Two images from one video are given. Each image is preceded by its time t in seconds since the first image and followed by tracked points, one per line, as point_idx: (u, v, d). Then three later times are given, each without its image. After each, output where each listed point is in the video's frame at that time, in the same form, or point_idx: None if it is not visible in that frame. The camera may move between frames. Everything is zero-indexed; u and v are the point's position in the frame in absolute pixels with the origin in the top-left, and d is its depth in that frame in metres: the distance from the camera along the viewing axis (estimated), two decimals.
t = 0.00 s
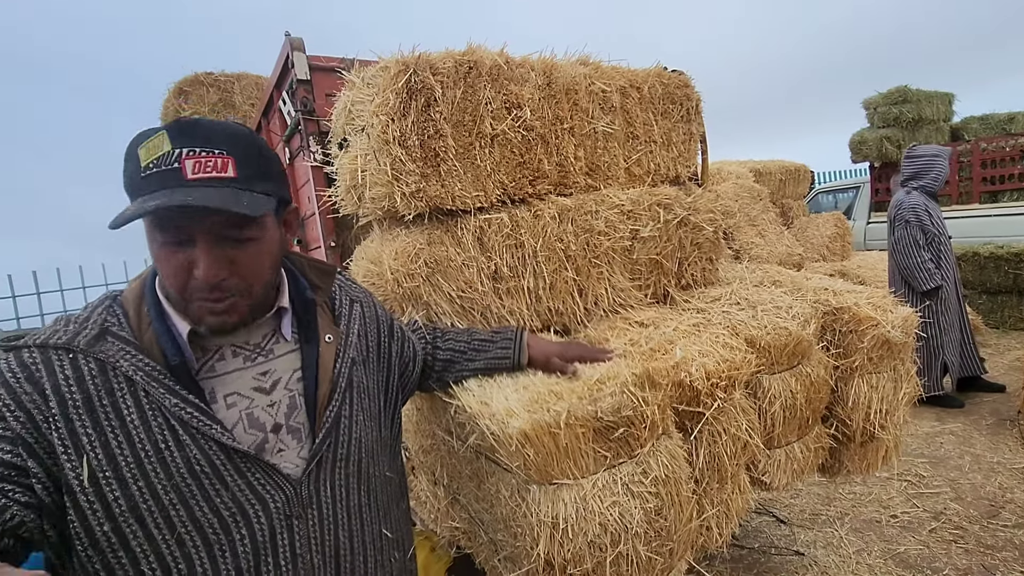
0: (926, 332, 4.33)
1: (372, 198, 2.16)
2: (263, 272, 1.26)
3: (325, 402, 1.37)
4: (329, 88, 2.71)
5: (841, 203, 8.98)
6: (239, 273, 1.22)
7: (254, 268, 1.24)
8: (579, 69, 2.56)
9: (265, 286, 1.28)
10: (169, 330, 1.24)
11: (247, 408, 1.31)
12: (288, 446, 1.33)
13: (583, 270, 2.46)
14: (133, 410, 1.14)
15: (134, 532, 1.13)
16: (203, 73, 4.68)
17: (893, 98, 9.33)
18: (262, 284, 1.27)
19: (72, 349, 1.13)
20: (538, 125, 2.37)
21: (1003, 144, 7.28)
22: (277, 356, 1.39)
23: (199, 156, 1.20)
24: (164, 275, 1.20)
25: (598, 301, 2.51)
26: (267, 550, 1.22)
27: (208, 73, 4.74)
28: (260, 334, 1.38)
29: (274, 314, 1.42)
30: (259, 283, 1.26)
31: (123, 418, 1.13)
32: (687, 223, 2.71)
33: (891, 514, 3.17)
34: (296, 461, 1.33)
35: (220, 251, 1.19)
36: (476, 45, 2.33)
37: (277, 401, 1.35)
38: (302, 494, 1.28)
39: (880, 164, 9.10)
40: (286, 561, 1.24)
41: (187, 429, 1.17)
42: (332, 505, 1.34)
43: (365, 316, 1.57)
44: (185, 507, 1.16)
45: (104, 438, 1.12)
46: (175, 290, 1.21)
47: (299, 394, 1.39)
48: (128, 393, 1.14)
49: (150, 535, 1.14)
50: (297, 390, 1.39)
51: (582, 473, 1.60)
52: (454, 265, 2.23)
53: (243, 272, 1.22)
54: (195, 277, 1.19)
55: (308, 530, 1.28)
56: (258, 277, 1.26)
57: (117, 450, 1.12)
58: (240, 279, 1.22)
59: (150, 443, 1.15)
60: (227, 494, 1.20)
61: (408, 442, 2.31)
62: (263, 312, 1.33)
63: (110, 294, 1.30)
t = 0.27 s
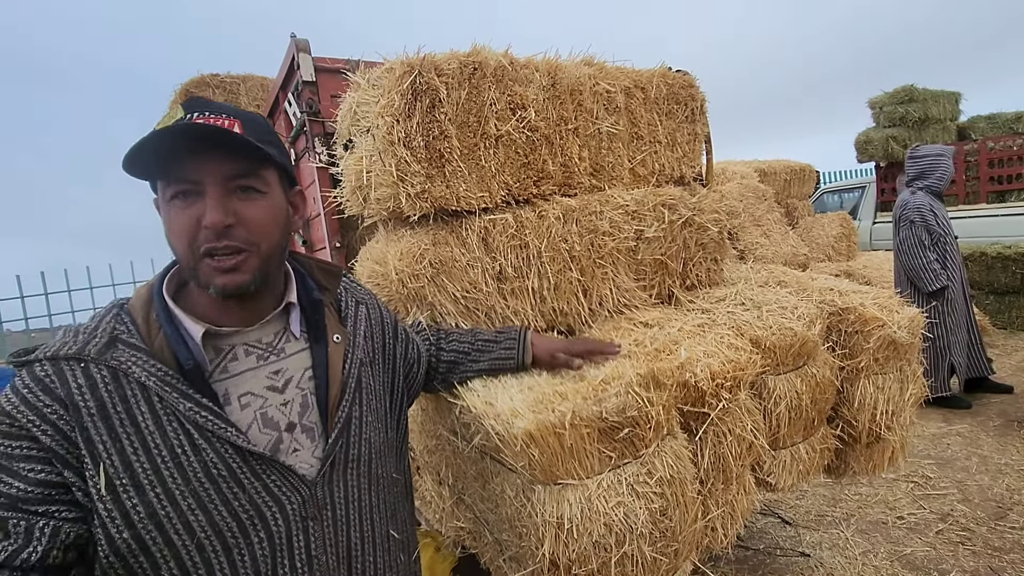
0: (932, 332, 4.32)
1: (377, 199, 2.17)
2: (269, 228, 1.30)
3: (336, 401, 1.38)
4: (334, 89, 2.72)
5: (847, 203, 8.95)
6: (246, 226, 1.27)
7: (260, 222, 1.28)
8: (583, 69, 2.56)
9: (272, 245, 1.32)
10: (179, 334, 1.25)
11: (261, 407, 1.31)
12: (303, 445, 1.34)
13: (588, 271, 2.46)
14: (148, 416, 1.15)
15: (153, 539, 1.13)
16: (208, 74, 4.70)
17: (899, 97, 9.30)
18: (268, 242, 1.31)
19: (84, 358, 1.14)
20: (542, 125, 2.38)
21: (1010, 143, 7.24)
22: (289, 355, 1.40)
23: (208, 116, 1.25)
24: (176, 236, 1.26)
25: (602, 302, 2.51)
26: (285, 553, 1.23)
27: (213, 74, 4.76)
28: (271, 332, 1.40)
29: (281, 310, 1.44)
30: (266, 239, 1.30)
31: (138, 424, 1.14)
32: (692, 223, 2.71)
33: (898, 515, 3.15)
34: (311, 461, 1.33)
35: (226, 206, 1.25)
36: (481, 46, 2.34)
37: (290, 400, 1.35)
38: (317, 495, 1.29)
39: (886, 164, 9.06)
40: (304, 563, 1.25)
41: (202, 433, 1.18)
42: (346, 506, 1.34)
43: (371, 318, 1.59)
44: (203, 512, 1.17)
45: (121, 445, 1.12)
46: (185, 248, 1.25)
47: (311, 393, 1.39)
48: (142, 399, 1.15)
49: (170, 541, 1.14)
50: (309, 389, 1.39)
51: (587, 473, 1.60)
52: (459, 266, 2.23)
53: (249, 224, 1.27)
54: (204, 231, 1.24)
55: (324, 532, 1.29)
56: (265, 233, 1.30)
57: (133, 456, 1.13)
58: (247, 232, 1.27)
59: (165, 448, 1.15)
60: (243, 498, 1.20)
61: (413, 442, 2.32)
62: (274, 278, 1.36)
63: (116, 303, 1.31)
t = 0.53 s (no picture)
0: (936, 333, 4.31)
1: (379, 200, 2.17)
2: (256, 208, 1.31)
3: (336, 391, 1.39)
4: (337, 90, 2.72)
5: (849, 204, 8.93)
6: (232, 205, 1.29)
7: (244, 205, 1.30)
8: (585, 70, 2.56)
9: (258, 227, 1.33)
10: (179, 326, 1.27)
11: (260, 395, 1.32)
12: (304, 435, 1.34)
13: (590, 271, 2.46)
14: (147, 407, 1.15)
15: (155, 530, 1.14)
16: (211, 75, 4.71)
17: (902, 98, 9.28)
18: (255, 221, 1.32)
19: (83, 352, 1.15)
20: (544, 126, 2.38)
21: (1014, 143, 7.22)
22: (287, 346, 1.40)
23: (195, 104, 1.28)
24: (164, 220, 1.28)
25: (604, 302, 2.51)
26: (289, 543, 1.22)
27: (216, 75, 4.77)
28: (267, 323, 1.41)
29: (275, 298, 1.45)
30: (251, 221, 1.31)
31: (137, 416, 1.14)
32: (694, 224, 2.71)
33: (901, 517, 3.15)
34: (313, 451, 1.33)
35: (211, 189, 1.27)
36: (483, 47, 2.34)
37: (289, 389, 1.35)
38: (320, 485, 1.28)
39: (889, 164, 9.04)
40: (309, 554, 1.24)
41: (202, 422, 1.18)
42: (349, 496, 1.34)
43: (368, 314, 1.59)
44: (205, 502, 1.17)
45: (122, 436, 1.13)
46: (173, 229, 1.27)
47: (311, 382, 1.39)
48: (141, 391, 1.16)
49: (173, 532, 1.15)
50: (308, 379, 1.39)
51: (589, 474, 1.60)
52: (461, 266, 2.24)
53: (234, 204, 1.28)
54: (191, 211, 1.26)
55: (327, 522, 1.29)
56: (252, 213, 1.31)
57: (133, 448, 1.13)
58: (231, 213, 1.28)
59: (165, 439, 1.15)
60: (245, 489, 1.20)
61: (415, 443, 2.32)
62: (262, 261, 1.37)
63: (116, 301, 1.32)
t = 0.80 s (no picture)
0: (935, 335, 4.31)
1: (379, 201, 2.17)
2: (249, 211, 1.31)
3: (334, 387, 1.39)
4: (337, 91, 2.72)
5: (849, 205, 8.93)
6: (226, 209, 1.28)
7: (238, 207, 1.30)
8: (585, 71, 2.56)
9: (252, 230, 1.33)
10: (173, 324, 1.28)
11: (255, 392, 1.32)
12: (301, 431, 1.33)
13: (590, 273, 2.47)
14: (140, 404, 1.15)
15: (151, 525, 1.14)
16: (211, 76, 4.70)
17: (902, 99, 9.29)
18: (248, 225, 1.32)
19: (77, 351, 1.15)
20: (544, 127, 2.37)
21: (1014, 145, 7.23)
22: (282, 343, 1.40)
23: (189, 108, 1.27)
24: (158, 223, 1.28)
25: (604, 304, 2.51)
26: (287, 537, 1.22)
27: (216, 75, 4.77)
28: (263, 321, 1.41)
29: (271, 297, 1.44)
30: (245, 224, 1.31)
31: (130, 413, 1.14)
32: (694, 225, 2.71)
33: (901, 519, 3.14)
34: (310, 447, 1.33)
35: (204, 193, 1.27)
36: (483, 48, 2.34)
37: (285, 386, 1.35)
38: (317, 480, 1.28)
39: (889, 165, 9.05)
40: (308, 549, 1.24)
41: (195, 417, 1.18)
42: (348, 492, 1.34)
43: (365, 313, 1.59)
44: (200, 497, 1.17)
45: (115, 433, 1.13)
46: (166, 233, 1.27)
47: (308, 379, 1.39)
48: (134, 387, 1.16)
49: (168, 527, 1.14)
50: (305, 376, 1.39)
51: (589, 476, 1.60)
52: (461, 268, 2.23)
53: (227, 208, 1.28)
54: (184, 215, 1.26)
55: (326, 516, 1.29)
56: (245, 217, 1.31)
57: (126, 444, 1.13)
58: (225, 216, 1.28)
59: (158, 435, 1.15)
60: (240, 484, 1.20)
61: (414, 444, 2.32)
62: (256, 264, 1.36)
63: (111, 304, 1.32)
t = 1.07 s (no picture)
0: (931, 336, 4.32)
1: (376, 201, 2.17)
2: (249, 221, 1.31)
3: (331, 392, 1.38)
4: (334, 90, 2.72)
5: (845, 207, 8.95)
6: (225, 219, 1.28)
7: (238, 217, 1.29)
8: (583, 71, 2.56)
9: (252, 239, 1.33)
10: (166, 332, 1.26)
11: (253, 399, 1.32)
12: (299, 437, 1.34)
13: (587, 273, 2.47)
14: (136, 413, 1.14)
15: (150, 534, 1.14)
16: (207, 74, 4.69)
17: (898, 100, 9.32)
18: (248, 234, 1.31)
19: (71, 362, 1.13)
20: (542, 128, 2.37)
21: (1009, 146, 7.26)
22: (279, 349, 1.40)
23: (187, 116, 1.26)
24: (156, 233, 1.27)
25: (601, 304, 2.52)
26: (285, 544, 1.22)
27: (212, 74, 4.75)
28: (260, 327, 1.41)
29: (269, 303, 1.44)
30: (245, 233, 1.31)
31: (127, 422, 1.13)
32: (691, 226, 2.71)
33: (896, 518, 3.16)
34: (307, 452, 1.33)
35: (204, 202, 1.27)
36: (481, 48, 2.33)
37: (282, 393, 1.35)
38: (315, 486, 1.28)
39: (885, 166, 9.07)
40: (306, 554, 1.25)
41: (192, 426, 1.18)
42: (345, 496, 1.34)
43: (362, 314, 1.58)
44: (198, 506, 1.16)
45: (112, 445, 1.12)
46: (165, 244, 1.26)
47: (305, 385, 1.39)
48: (130, 397, 1.15)
49: (167, 536, 1.14)
50: (302, 381, 1.40)
51: (586, 476, 1.60)
52: (459, 268, 2.23)
53: (228, 218, 1.28)
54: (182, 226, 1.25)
55: (324, 521, 1.29)
56: (244, 227, 1.31)
57: (123, 454, 1.12)
58: (225, 226, 1.28)
59: (155, 444, 1.15)
60: (237, 492, 1.19)
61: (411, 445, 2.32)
62: (255, 273, 1.37)
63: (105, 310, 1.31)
